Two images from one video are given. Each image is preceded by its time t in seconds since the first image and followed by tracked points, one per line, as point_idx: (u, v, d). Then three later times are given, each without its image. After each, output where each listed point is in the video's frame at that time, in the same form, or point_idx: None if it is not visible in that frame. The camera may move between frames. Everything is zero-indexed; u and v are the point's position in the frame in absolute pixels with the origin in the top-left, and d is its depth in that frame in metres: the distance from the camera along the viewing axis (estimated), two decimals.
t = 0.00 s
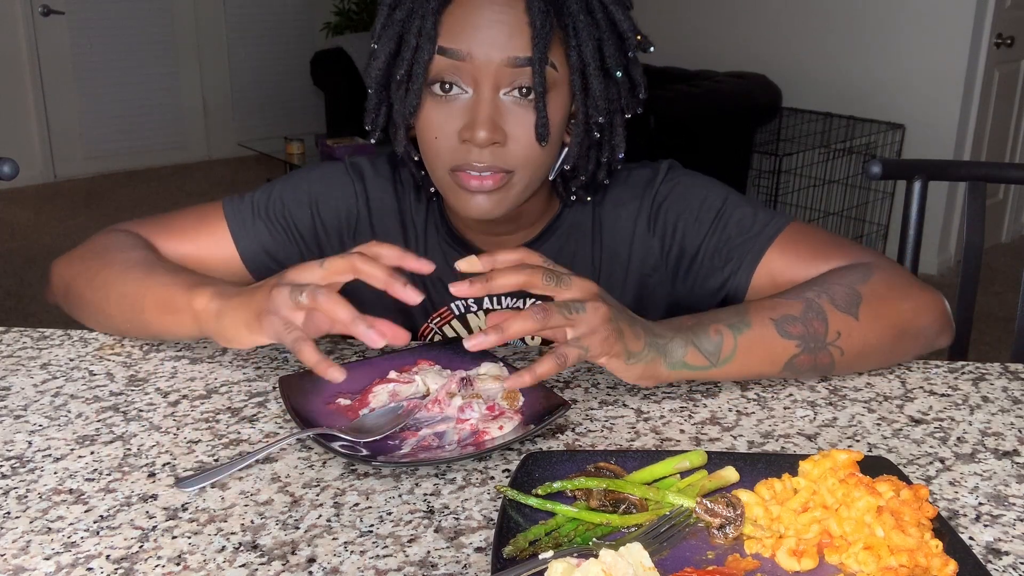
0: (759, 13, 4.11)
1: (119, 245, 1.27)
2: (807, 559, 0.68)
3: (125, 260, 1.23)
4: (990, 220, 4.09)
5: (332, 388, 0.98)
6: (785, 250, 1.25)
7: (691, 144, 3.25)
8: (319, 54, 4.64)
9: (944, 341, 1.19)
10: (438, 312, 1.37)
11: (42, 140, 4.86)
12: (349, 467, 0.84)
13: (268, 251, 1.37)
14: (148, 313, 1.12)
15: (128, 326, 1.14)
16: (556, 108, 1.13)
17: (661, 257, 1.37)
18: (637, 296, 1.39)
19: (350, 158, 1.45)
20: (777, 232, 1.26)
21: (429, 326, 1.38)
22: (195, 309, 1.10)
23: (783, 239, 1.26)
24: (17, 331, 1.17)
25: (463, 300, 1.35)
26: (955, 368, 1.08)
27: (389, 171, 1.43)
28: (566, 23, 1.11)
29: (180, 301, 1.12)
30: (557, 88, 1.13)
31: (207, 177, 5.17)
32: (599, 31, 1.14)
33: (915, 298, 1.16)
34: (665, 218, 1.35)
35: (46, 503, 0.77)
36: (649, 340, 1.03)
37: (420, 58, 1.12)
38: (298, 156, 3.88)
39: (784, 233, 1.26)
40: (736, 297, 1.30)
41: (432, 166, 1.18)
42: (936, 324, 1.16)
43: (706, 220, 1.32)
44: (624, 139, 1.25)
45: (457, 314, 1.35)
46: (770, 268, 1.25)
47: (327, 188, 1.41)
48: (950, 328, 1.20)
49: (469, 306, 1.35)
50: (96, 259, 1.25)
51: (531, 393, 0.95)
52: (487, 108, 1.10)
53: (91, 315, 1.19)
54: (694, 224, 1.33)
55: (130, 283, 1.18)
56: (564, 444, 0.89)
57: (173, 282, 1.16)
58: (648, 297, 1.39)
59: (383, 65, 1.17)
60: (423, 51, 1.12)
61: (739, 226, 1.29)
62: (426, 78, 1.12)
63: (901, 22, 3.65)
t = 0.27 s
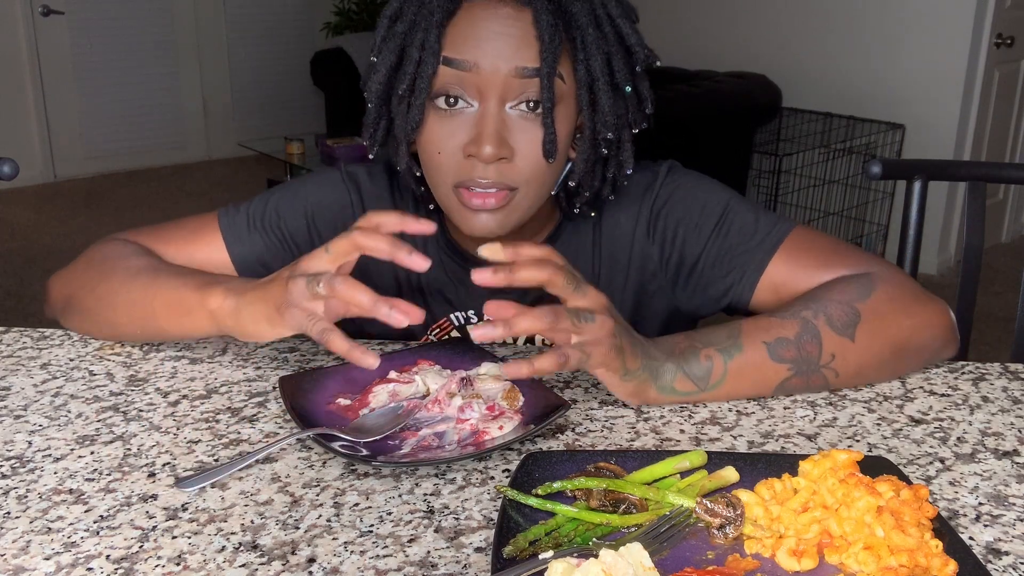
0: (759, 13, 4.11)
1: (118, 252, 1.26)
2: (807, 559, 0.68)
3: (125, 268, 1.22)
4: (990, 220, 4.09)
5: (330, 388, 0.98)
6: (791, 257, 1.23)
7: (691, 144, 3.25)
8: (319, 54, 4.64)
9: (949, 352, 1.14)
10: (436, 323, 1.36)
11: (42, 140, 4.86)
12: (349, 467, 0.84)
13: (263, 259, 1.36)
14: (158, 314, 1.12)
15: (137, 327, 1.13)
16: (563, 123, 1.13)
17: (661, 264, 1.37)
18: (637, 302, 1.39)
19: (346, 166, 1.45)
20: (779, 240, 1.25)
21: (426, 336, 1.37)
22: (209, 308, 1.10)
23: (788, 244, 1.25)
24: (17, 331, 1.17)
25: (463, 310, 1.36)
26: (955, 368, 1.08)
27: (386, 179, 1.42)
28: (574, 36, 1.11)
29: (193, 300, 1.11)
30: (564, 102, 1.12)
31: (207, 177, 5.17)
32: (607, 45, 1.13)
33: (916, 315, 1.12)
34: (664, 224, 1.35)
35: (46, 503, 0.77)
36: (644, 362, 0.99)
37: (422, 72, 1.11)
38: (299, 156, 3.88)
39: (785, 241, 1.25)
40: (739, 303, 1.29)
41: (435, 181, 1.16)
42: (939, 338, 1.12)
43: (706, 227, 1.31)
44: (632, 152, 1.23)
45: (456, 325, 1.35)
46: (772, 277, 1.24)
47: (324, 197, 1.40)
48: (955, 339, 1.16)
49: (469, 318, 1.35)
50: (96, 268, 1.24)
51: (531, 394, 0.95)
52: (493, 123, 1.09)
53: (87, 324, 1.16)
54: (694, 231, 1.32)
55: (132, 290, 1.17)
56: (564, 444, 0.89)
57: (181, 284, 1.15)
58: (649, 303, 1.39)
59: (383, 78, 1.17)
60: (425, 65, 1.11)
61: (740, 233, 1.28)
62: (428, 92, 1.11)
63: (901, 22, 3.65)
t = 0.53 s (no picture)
0: (759, 13, 4.11)
1: (120, 257, 1.27)
2: (807, 559, 0.68)
3: (125, 274, 1.22)
4: (990, 220, 4.09)
5: (329, 389, 0.98)
6: (794, 260, 1.24)
7: (691, 145, 3.24)
8: (319, 55, 4.64)
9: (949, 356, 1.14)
10: (436, 330, 1.37)
11: (42, 140, 4.86)
12: (349, 467, 0.84)
13: (260, 264, 1.36)
14: (155, 326, 1.12)
15: (135, 335, 1.12)
16: (572, 135, 1.11)
17: (662, 267, 1.37)
18: (637, 307, 1.39)
19: (346, 171, 1.44)
20: (782, 243, 1.25)
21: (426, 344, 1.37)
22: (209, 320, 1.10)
23: (790, 248, 1.25)
24: (17, 331, 1.17)
25: (464, 318, 1.36)
26: (955, 368, 1.08)
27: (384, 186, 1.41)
28: (582, 48, 1.09)
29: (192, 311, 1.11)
30: (572, 114, 1.10)
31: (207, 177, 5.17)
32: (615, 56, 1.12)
33: (918, 320, 1.12)
34: (665, 228, 1.35)
35: (46, 503, 0.77)
36: (645, 363, 0.99)
37: (428, 90, 1.08)
38: (298, 156, 3.88)
39: (787, 244, 1.25)
40: (740, 306, 1.29)
41: (443, 197, 1.15)
42: (941, 343, 1.12)
43: (707, 231, 1.31)
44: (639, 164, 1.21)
45: (456, 334, 1.36)
46: (775, 281, 1.24)
47: (323, 202, 1.40)
48: (956, 342, 1.15)
49: (469, 327, 1.36)
50: (96, 274, 1.25)
51: (531, 394, 0.95)
52: (504, 140, 1.08)
53: (86, 324, 1.16)
54: (694, 235, 1.32)
55: (133, 295, 1.17)
56: (564, 444, 0.89)
57: (178, 295, 1.15)
58: (649, 307, 1.39)
59: (387, 97, 1.14)
60: (432, 84, 1.08)
61: (742, 237, 1.28)
62: (435, 112, 1.08)
63: (901, 22, 3.65)
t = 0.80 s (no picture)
0: (759, 13, 4.11)
1: (120, 260, 1.26)
2: (807, 559, 0.68)
3: (125, 276, 1.22)
4: (990, 220, 4.09)
5: (329, 389, 0.98)
6: (793, 260, 1.24)
7: (691, 144, 3.24)
8: (319, 54, 4.64)
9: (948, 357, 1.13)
10: (437, 329, 1.38)
11: (42, 139, 4.86)
12: (349, 467, 0.84)
13: (261, 265, 1.35)
14: (150, 332, 1.10)
15: (130, 338, 1.11)
16: (574, 142, 1.11)
17: (661, 267, 1.37)
18: (636, 308, 1.39)
19: (346, 171, 1.44)
20: (782, 243, 1.25)
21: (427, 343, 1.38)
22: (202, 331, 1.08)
23: (789, 249, 1.25)
24: (17, 331, 1.17)
25: (465, 318, 1.36)
26: (955, 368, 1.08)
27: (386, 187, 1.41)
28: (584, 55, 1.08)
29: (185, 319, 1.10)
30: (574, 121, 1.10)
31: (207, 177, 5.17)
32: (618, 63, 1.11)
33: (917, 320, 1.12)
34: (664, 227, 1.35)
35: (46, 503, 0.77)
36: (643, 369, 0.99)
37: (431, 100, 1.08)
38: (298, 156, 3.88)
39: (786, 244, 1.25)
40: (740, 305, 1.29)
41: (444, 201, 1.16)
42: (939, 344, 1.12)
43: (706, 231, 1.31)
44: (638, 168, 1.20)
45: (457, 332, 1.36)
46: (775, 281, 1.24)
47: (323, 202, 1.40)
48: (955, 342, 1.15)
49: (470, 326, 1.36)
50: (96, 275, 1.24)
51: (530, 394, 0.95)
52: (506, 148, 1.08)
53: (85, 325, 1.16)
54: (694, 235, 1.32)
55: (133, 297, 1.17)
56: (564, 444, 0.89)
57: (172, 302, 1.13)
58: (649, 307, 1.39)
59: (388, 105, 1.13)
60: (434, 94, 1.07)
61: (742, 236, 1.28)
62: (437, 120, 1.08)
63: (901, 22, 3.65)
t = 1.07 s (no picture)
0: (759, 13, 4.11)
1: (119, 262, 1.26)
2: (807, 559, 0.68)
3: (126, 278, 1.22)
4: (990, 219, 4.09)
5: (329, 389, 0.98)
6: (792, 260, 1.24)
7: (691, 144, 3.24)
8: (319, 54, 4.64)
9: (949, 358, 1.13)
10: (438, 328, 1.38)
11: (41, 139, 4.85)
12: (349, 467, 0.84)
13: (263, 267, 1.36)
14: (150, 332, 1.10)
15: (130, 338, 1.11)
16: (574, 145, 1.11)
17: (661, 267, 1.37)
18: (637, 308, 1.39)
19: (346, 171, 1.44)
20: (782, 243, 1.25)
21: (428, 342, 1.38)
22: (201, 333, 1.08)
23: (789, 249, 1.25)
24: (17, 331, 1.17)
25: (466, 316, 1.36)
26: (955, 368, 1.08)
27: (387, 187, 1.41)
28: (585, 58, 1.08)
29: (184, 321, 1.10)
30: (574, 125, 1.10)
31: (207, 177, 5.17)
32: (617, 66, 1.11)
33: (917, 320, 1.12)
34: (664, 227, 1.35)
35: (46, 503, 0.77)
36: (643, 369, 0.99)
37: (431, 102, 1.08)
38: (298, 155, 3.88)
39: (786, 244, 1.25)
40: (741, 305, 1.29)
41: (445, 203, 1.16)
42: (939, 343, 1.11)
43: (706, 230, 1.31)
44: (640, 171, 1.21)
45: (457, 331, 1.36)
46: (776, 280, 1.24)
47: (323, 202, 1.40)
48: (954, 342, 1.15)
49: (471, 324, 1.36)
50: (97, 276, 1.24)
51: (530, 394, 0.95)
52: (504, 151, 1.07)
53: (85, 326, 1.15)
54: (694, 234, 1.32)
55: (133, 299, 1.16)
56: (564, 444, 0.89)
57: (172, 303, 1.13)
58: (649, 307, 1.39)
59: (390, 105, 1.14)
60: (435, 96, 1.07)
61: (742, 236, 1.28)
62: (438, 121, 1.08)
63: (901, 22, 3.65)
